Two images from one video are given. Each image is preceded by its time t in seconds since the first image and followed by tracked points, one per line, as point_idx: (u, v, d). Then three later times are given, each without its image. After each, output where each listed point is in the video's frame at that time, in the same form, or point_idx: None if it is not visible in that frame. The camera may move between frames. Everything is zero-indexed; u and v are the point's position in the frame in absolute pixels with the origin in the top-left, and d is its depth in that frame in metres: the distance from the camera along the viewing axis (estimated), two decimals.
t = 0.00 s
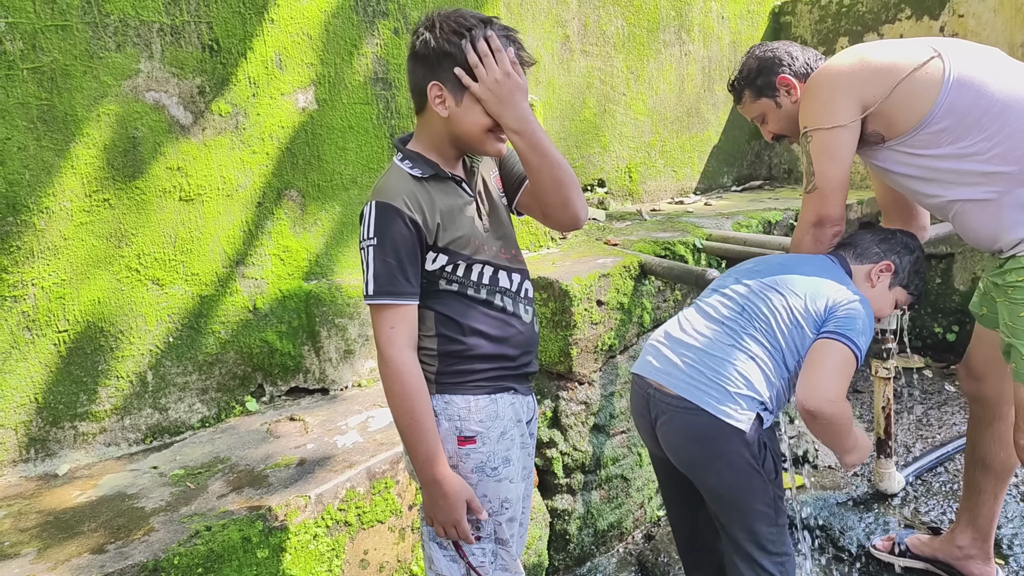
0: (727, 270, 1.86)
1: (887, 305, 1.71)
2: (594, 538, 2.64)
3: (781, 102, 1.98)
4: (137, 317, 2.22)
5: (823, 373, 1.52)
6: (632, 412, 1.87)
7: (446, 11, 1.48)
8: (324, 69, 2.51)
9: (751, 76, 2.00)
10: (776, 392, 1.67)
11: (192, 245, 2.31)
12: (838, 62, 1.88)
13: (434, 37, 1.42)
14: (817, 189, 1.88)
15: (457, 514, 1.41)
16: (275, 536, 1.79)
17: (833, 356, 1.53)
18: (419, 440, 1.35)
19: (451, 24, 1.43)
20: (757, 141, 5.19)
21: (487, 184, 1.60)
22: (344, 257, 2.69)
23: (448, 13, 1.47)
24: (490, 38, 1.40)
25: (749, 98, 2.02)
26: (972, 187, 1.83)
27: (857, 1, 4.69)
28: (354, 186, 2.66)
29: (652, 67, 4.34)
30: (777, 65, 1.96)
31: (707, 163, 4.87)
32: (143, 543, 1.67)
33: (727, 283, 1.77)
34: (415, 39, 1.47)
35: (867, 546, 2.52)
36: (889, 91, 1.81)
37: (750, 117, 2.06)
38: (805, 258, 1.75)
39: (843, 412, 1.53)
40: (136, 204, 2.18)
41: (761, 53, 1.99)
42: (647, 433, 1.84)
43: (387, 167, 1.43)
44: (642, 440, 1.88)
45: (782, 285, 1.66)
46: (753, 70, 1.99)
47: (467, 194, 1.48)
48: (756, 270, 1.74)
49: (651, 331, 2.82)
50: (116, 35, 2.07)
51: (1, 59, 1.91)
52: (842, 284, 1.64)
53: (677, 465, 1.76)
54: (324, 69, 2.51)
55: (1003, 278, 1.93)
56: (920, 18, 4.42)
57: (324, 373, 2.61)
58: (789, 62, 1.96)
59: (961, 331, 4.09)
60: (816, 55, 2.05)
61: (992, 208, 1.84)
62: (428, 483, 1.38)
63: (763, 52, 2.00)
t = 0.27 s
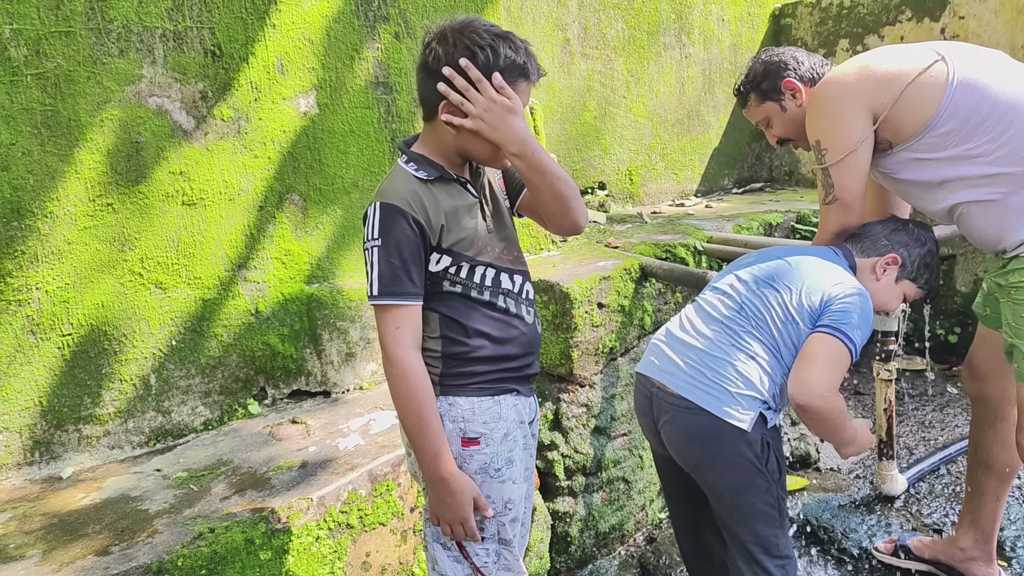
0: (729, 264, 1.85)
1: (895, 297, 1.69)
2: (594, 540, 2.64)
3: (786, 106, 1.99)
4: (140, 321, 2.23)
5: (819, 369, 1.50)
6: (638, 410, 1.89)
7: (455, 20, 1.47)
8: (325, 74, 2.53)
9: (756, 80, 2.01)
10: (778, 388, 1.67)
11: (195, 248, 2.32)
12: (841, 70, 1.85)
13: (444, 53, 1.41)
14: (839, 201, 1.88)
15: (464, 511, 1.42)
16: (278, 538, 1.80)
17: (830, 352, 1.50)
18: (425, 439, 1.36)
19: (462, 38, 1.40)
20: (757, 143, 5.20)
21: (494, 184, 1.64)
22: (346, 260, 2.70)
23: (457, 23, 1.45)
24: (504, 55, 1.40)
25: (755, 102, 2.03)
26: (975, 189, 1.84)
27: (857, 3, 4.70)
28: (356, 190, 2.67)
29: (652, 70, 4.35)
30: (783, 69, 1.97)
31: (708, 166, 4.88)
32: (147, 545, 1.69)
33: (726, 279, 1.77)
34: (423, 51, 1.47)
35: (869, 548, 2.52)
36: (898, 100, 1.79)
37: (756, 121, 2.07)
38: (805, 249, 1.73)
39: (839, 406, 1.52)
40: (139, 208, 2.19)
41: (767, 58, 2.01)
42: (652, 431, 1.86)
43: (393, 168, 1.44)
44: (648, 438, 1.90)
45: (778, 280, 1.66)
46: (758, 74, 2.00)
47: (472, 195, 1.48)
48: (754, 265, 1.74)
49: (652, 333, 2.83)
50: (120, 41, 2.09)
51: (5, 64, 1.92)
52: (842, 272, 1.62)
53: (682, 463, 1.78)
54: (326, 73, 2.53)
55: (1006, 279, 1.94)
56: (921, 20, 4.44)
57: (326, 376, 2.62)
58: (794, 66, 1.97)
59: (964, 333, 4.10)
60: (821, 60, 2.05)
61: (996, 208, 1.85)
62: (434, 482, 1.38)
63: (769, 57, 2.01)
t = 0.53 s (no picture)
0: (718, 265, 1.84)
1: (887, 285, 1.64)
2: (593, 549, 2.62)
3: (776, 120, 1.98)
4: (130, 336, 2.21)
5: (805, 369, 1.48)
6: (635, 417, 1.89)
7: (463, 28, 1.44)
8: (316, 85, 2.52)
9: (746, 95, 2.00)
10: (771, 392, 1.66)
11: (186, 262, 2.30)
12: (829, 89, 1.86)
13: (449, 61, 1.38)
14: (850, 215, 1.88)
15: (466, 525, 1.40)
16: (272, 554, 1.77)
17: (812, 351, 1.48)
18: (428, 454, 1.34)
19: (466, 49, 1.38)
20: (750, 149, 5.21)
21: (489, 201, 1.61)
22: (339, 272, 2.69)
23: (465, 31, 1.42)
24: (510, 68, 1.36)
25: (745, 117, 2.02)
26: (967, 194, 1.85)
27: (845, 10, 4.74)
28: (348, 200, 2.66)
29: (644, 78, 4.36)
30: (771, 83, 1.96)
31: (701, 172, 4.89)
32: (138, 564, 1.66)
33: (714, 282, 1.76)
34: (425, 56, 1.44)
35: (864, 549, 2.50)
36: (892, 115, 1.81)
37: (747, 135, 2.06)
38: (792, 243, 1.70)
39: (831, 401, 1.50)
40: (128, 222, 2.18)
41: (755, 72, 2.00)
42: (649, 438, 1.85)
43: (389, 181, 1.42)
44: (647, 445, 1.89)
45: (764, 283, 1.64)
46: (747, 89, 2.00)
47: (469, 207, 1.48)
48: (741, 267, 1.72)
49: (647, 340, 2.82)
50: (108, 54, 2.08)
51: None
52: (832, 269, 1.59)
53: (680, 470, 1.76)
54: (316, 84, 2.52)
55: (995, 280, 1.91)
56: (907, 26, 4.46)
57: (321, 389, 2.60)
58: (783, 80, 1.95)
59: (953, 334, 4.09)
60: (809, 71, 2.04)
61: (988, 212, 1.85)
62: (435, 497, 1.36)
63: (757, 71, 2.01)
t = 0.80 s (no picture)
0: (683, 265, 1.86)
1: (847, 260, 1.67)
2: (569, 554, 2.63)
3: (746, 138, 2.03)
4: (94, 352, 2.17)
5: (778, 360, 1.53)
6: (617, 423, 1.91)
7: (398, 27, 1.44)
8: (283, 95, 2.51)
9: (714, 116, 2.05)
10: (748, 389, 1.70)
11: (152, 275, 2.27)
12: (796, 111, 1.93)
13: (377, 65, 1.38)
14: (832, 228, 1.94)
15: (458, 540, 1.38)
16: (244, 569, 1.75)
17: (785, 343, 1.52)
18: (416, 470, 1.32)
19: (393, 50, 1.38)
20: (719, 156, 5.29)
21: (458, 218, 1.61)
22: (311, 283, 2.67)
23: (399, 31, 1.42)
24: (434, 68, 1.34)
25: (714, 137, 2.07)
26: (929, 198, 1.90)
27: (808, 20, 4.86)
28: (319, 211, 2.65)
29: (614, 87, 4.42)
30: (737, 103, 2.01)
31: (671, 179, 4.96)
32: None
33: (681, 285, 1.79)
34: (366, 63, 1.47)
35: (832, 546, 2.54)
36: (860, 130, 1.89)
37: (717, 154, 2.11)
38: (753, 232, 1.73)
39: (811, 388, 1.54)
40: (91, 236, 2.14)
41: (721, 93, 2.05)
42: (631, 443, 1.88)
43: (364, 194, 1.40)
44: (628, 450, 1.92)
45: (729, 281, 1.66)
46: (714, 110, 2.05)
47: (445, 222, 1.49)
48: (705, 267, 1.74)
49: (620, 345, 2.84)
50: (66, 65, 2.05)
51: None
52: (794, 258, 1.62)
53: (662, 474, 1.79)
54: (283, 94, 2.51)
55: (955, 282, 1.95)
56: (867, 35, 4.59)
57: (293, 401, 2.57)
58: (748, 99, 2.01)
59: (916, 334, 4.20)
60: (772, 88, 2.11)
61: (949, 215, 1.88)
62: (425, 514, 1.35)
63: (722, 92, 2.06)
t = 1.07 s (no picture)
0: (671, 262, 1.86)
1: (834, 244, 1.69)
2: (567, 555, 2.63)
3: (740, 139, 2.00)
4: (88, 359, 2.17)
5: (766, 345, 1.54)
6: (617, 424, 1.91)
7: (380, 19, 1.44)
8: (274, 99, 2.51)
9: (706, 118, 2.01)
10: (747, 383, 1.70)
11: (144, 281, 2.27)
12: (794, 111, 1.91)
13: (361, 56, 1.38)
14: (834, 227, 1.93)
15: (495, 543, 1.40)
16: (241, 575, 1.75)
17: (774, 331, 1.53)
18: (467, 476, 1.32)
19: (375, 41, 1.38)
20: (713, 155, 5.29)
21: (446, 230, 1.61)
22: (305, 287, 2.67)
23: (383, 23, 1.42)
24: (418, 55, 1.35)
25: (709, 139, 2.03)
26: (928, 197, 1.90)
27: (800, 18, 4.88)
28: (312, 215, 2.65)
29: (607, 87, 4.43)
30: (730, 105, 1.98)
31: (665, 179, 4.97)
32: None
33: (673, 284, 1.79)
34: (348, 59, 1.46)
35: (829, 544, 2.55)
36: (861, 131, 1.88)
37: (711, 157, 2.08)
38: (741, 224, 1.72)
39: (805, 372, 1.54)
40: (82, 243, 2.14)
41: (713, 94, 2.01)
42: (633, 442, 1.88)
43: (383, 197, 1.36)
44: (628, 448, 1.92)
45: (719, 277, 1.66)
46: (707, 111, 2.01)
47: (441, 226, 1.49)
48: (693, 263, 1.74)
49: (615, 345, 2.85)
50: (55, 71, 2.05)
51: None
52: (786, 248, 1.61)
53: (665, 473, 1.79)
54: (274, 98, 2.51)
55: (953, 278, 1.95)
56: (859, 33, 4.60)
57: (288, 406, 2.57)
58: (741, 100, 1.97)
59: (912, 331, 4.21)
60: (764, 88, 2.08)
61: (948, 214, 1.89)
62: (470, 522, 1.34)
63: (714, 92, 2.01)
